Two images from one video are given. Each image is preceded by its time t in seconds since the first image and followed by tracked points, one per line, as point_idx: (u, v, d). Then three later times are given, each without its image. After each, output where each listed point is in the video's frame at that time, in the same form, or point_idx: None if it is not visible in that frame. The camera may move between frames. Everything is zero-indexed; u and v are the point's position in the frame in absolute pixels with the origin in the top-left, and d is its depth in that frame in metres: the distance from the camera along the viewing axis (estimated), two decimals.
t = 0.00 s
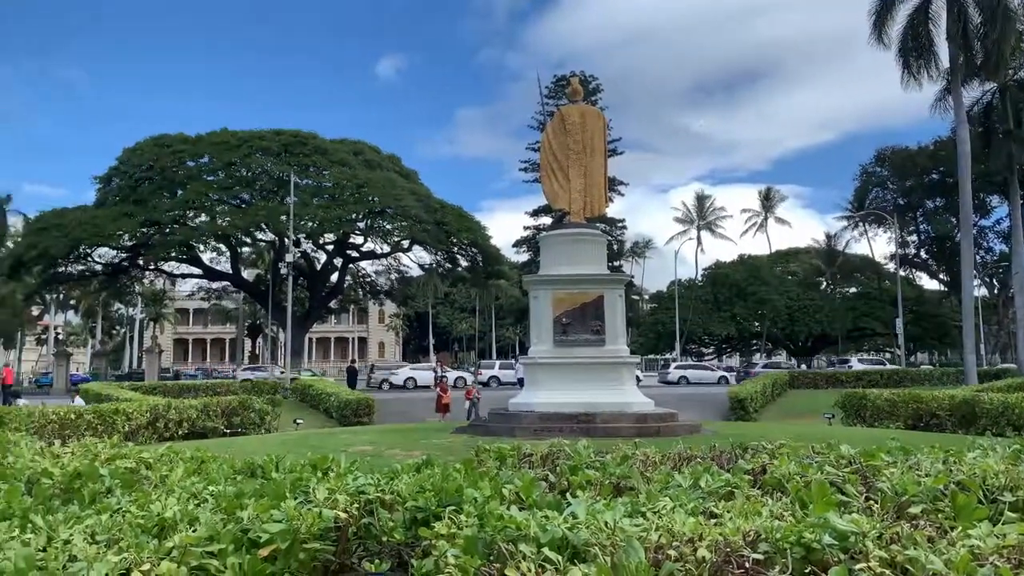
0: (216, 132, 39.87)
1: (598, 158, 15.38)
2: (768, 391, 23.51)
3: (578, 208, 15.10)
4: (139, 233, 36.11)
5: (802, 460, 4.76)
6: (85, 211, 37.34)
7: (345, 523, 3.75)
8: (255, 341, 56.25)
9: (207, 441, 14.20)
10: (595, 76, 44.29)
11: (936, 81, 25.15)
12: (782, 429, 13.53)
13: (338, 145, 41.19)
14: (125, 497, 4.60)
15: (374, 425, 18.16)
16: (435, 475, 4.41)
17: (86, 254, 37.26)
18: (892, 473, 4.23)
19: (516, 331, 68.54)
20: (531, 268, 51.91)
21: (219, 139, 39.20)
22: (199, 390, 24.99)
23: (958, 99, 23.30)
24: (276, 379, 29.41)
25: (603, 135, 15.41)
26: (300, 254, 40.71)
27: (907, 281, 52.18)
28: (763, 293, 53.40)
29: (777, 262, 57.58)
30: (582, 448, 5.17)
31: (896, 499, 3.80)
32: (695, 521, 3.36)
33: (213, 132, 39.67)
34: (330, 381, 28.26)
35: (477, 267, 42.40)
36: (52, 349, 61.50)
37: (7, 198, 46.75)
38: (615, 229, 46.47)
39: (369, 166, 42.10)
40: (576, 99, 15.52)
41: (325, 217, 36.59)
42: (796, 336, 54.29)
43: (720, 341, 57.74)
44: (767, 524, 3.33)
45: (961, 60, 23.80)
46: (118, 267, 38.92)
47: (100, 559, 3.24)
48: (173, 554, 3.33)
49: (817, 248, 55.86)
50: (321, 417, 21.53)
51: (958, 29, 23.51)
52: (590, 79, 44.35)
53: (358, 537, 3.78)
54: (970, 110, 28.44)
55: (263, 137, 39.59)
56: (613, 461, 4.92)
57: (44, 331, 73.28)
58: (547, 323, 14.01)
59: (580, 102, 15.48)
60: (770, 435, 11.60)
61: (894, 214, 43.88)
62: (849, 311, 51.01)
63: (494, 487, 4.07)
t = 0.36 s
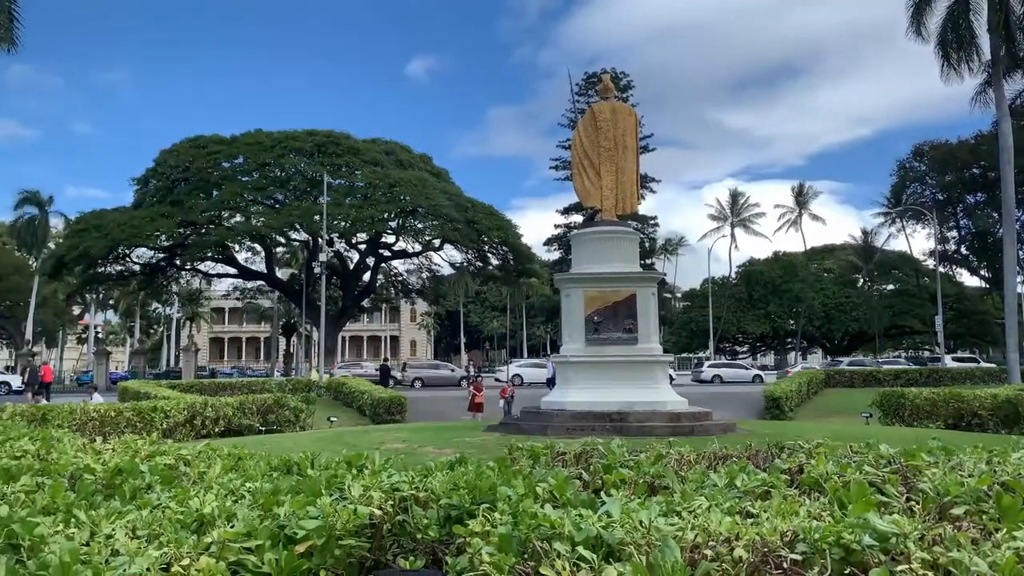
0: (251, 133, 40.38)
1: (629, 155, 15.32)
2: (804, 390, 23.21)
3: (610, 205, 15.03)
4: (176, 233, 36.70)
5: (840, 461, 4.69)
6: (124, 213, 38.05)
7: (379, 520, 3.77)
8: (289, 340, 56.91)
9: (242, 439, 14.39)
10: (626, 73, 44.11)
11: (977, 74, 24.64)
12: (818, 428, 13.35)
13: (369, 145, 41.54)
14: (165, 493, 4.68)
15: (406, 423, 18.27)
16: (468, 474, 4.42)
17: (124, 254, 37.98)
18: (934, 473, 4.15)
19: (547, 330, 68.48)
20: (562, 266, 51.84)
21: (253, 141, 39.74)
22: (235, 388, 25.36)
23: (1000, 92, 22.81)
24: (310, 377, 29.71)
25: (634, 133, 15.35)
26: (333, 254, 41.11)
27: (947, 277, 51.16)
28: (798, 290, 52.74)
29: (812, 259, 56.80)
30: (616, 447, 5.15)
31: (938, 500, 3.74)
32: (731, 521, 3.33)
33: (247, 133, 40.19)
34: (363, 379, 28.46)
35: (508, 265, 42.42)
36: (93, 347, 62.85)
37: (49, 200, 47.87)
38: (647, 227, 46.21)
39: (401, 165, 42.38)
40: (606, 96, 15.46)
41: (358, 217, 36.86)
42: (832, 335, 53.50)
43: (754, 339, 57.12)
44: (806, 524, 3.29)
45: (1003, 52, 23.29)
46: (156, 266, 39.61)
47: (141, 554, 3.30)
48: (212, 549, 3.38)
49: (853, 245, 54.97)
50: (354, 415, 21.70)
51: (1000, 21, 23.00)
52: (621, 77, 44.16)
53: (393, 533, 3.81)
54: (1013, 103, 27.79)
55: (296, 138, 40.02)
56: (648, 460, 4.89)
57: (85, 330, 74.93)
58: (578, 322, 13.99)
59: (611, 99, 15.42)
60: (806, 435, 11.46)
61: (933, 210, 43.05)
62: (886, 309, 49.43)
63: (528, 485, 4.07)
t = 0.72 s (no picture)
0: (286, 134, 40.89)
1: (663, 152, 15.23)
2: (842, 390, 22.89)
3: (643, 203, 14.96)
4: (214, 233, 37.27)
5: (882, 461, 4.60)
6: (163, 213, 38.77)
7: (415, 517, 3.80)
8: (324, 338, 57.51)
9: (279, 435, 14.58)
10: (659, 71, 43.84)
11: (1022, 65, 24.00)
12: (857, 429, 13.12)
13: (403, 145, 41.83)
14: (205, 489, 4.76)
15: (441, 421, 18.38)
16: (504, 471, 4.43)
17: (163, 254, 38.69)
18: (979, 475, 4.05)
19: (580, 328, 68.30)
20: (595, 264, 51.67)
21: (289, 142, 40.24)
22: (271, 386, 25.70)
23: None
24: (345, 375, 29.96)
25: (668, 129, 15.25)
26: (367, 253, 41.45)
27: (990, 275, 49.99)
28: (835, 288, 51.97)
29: (850, 257, 55.88)
30: (651, 446, 5.12)
31: (985, 503, 3.65)
32: (770, 522, 3.29)
33: (282, 134, 40.72)
34: (397, 378, 28.67)
35: (541, 264, 42.40)
36: (134, 345, 64.17)
37: (91, 201, 48.97)
38: (681, 225, 45.86)
39: (434, 165, 42.60)
40: (640, 92, 15.36)
41: (391, 217, 37.09)
42: (871, 333, 52.61)
43: (790, 338, 56.40)
44: (846, 525, 3.23)
45: None
46: (194, 266, 40.30)
47: (183, 549, 3.35)
48: (251, 544, 3.42)
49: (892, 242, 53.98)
50: (389, 413, 21.89)
51: None
52: (654, 74, 43.88)
53: (428, 531, 3.83)
54: None
55: (330, 138, 40.44)
56: (684, 459, 4.85)
57: (126, 329, 76.54)
58: (612, 320, 13.93)
59: (644, 96, 15.32)
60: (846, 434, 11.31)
61: (975, 206, 42.10)
62: (927, 307, 48.52)
63: (563, 484, 4.07)
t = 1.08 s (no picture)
0: (319, 135, 41.27)
1: (696, 149, 15.10)
2: (879, 390, 22.52)
3: (676, 201, 14.84)
4: (248, 234, 37.73)
5: (921, 463, 4.52)
6: (198, 214, 39.33)
7: (448, 516, 3.80)
8: (356, 337, 57.96)
9: (313, 434, 14.70)
10: (690, 67, 43.49)
11: None
12: (895, 430, 12.89)
13: (433, 145, 42.03)
14: (241, 486, 4.81)
15: (472, 420, 18.45)
16: (537, 470, 4.43)
17: (199, 254, 39.26)
18: None
19: (611, 328, 68.00)
20: (626, 264, 51.40)
21: (321, 143, 40.62)
22: (304, 384, 25.96)
23: None
24: (378, 374, 30.16)
25: (700, 126, 15.13)
26: (398, 253, 41.72)
27: None
28: (871, 287, 51.19)
29: (887, 255, 55.02)
30: (685, 446, 5.08)
31: None
32: (808, 523, 3.25)
33: (315, 135, 41.12)
34: (428, 377, 28.78)
35: (571, 264, 42.35)
36: (170, 344, 65.19)
37: (129, 203, 49.81)
38: (714, 223, 45.47)
39: (464, 165, 42.73)
40: (671, 89, 15.25)
41: (422, 216, 37.28)
42: (908, 333, 51.72)
43: (825, 337, 55.65)
44: (886, 527, 3.18)
45: None
46: (228, 266, 40.86)
47: (220, 545, 3.39)
48: (286, 542, 3.44)
49: (930, 240, 52.99)
50: (420, 412, 21.97)
51: None
52: (685, 70, 43.55)
53: (461, 530, 3.82)
54: None
55: (362, 139, 40.76)
56: (719, 460, 4.80)
57: (163, 328, 77.80)
58: (644, 319, 13.85)
59: (676, 93, 15.21)
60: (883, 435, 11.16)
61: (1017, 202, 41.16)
62: (968, 305, 47.85)
63: (597, 484, 4.05)
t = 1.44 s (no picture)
0: (348, 135, 41.57)
1: (728, 146, 14.95)
2: (915, 390, 22.11)
3: (707, 198, 14.71)
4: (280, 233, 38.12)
5: (960, 465, 4.43)
6: (231, 214, 39.84)
7: (479, 514, 3.80)
8: (386, 336, 58.33)
9: (344, 432, 14.84)
10: (721, 64, 43.10)
11: None
12: (932, 430, 12.66)
13: (462, 144, 42.13)
14: (275, 483, 4.86)
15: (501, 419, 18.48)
16: (567, 470, 4.42)
17: (231, 254, 39.77)
18: None
19: (640, 327, 67.66)
20: (655, 262, 51.11)
21: (351, 143, 40.91)
22: (335, 383, 26.18)
23: None
24: (407, 373, 30.30)
25: (732, 122, 14.97)
26: (427, 252, 41.90)
27: None
28: (907, 285, 50.36)
29: (923, 252, 54.06)
30: (718, 446, 5.03)
31: None
32: (845, 525, 3.19)
33: (345, 135, 41.42)
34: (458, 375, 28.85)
35: (600, 262, 42.24)
36: (204, 342, 66.09)
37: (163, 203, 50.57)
38: (745, 221, 45.01)
39: (493, 164, 42.79)
40: (702, 87, 15.13)
41: (451, 216, 37.38)
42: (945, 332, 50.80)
43: (859, 336, 54.88)
44: (925, 531, 3.12)
45: None
46: (261, 266, 41.35)
47: (254, 541, 3.43)
48: (319, 538, 3.46)
49: (967, 237, 51.97)
50: (450, 410, 22.05)
51: None
52: (715, 67, 43.16)
53: (492, 528, 3.81)
54: None
55: (392, 139, 41.00)
56: (752, 460, 4.74)
57: (197, 327, 78.88)
58: (674, 318, 13.76)
59: (707, 90, 15.08)
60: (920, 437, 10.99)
61: None
62: (1007, 304, 47.39)
63: (628, 483, 4.02)
